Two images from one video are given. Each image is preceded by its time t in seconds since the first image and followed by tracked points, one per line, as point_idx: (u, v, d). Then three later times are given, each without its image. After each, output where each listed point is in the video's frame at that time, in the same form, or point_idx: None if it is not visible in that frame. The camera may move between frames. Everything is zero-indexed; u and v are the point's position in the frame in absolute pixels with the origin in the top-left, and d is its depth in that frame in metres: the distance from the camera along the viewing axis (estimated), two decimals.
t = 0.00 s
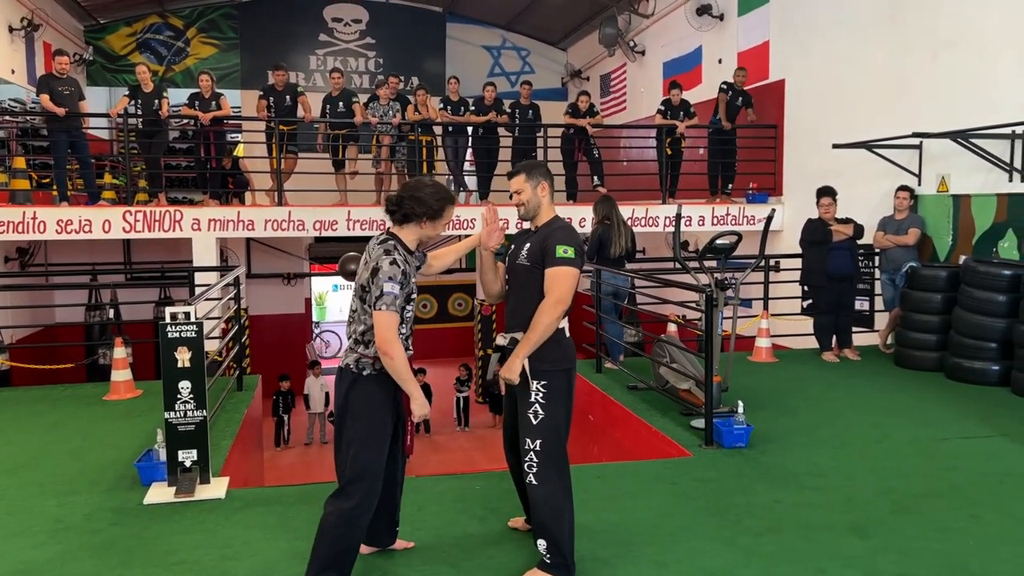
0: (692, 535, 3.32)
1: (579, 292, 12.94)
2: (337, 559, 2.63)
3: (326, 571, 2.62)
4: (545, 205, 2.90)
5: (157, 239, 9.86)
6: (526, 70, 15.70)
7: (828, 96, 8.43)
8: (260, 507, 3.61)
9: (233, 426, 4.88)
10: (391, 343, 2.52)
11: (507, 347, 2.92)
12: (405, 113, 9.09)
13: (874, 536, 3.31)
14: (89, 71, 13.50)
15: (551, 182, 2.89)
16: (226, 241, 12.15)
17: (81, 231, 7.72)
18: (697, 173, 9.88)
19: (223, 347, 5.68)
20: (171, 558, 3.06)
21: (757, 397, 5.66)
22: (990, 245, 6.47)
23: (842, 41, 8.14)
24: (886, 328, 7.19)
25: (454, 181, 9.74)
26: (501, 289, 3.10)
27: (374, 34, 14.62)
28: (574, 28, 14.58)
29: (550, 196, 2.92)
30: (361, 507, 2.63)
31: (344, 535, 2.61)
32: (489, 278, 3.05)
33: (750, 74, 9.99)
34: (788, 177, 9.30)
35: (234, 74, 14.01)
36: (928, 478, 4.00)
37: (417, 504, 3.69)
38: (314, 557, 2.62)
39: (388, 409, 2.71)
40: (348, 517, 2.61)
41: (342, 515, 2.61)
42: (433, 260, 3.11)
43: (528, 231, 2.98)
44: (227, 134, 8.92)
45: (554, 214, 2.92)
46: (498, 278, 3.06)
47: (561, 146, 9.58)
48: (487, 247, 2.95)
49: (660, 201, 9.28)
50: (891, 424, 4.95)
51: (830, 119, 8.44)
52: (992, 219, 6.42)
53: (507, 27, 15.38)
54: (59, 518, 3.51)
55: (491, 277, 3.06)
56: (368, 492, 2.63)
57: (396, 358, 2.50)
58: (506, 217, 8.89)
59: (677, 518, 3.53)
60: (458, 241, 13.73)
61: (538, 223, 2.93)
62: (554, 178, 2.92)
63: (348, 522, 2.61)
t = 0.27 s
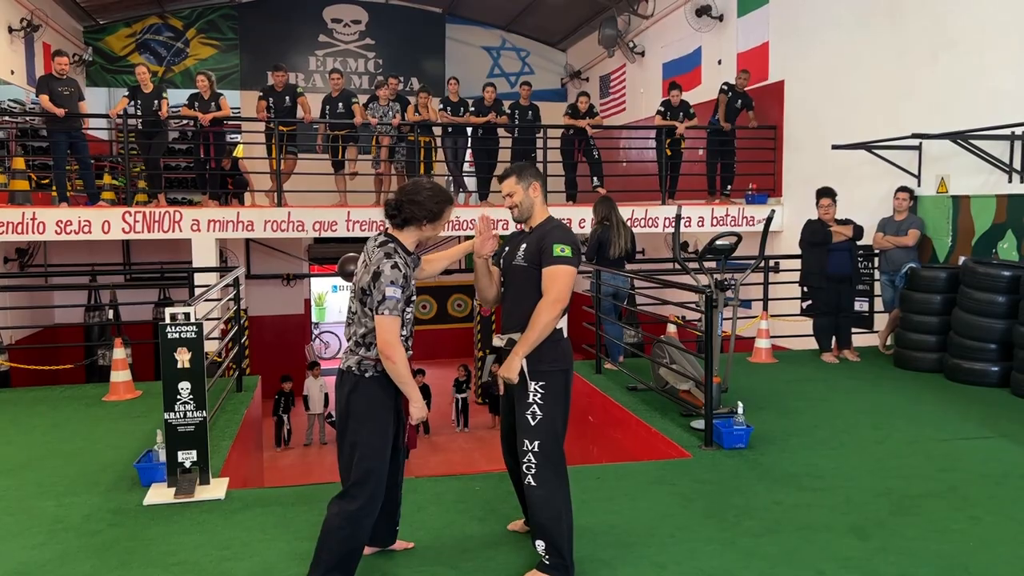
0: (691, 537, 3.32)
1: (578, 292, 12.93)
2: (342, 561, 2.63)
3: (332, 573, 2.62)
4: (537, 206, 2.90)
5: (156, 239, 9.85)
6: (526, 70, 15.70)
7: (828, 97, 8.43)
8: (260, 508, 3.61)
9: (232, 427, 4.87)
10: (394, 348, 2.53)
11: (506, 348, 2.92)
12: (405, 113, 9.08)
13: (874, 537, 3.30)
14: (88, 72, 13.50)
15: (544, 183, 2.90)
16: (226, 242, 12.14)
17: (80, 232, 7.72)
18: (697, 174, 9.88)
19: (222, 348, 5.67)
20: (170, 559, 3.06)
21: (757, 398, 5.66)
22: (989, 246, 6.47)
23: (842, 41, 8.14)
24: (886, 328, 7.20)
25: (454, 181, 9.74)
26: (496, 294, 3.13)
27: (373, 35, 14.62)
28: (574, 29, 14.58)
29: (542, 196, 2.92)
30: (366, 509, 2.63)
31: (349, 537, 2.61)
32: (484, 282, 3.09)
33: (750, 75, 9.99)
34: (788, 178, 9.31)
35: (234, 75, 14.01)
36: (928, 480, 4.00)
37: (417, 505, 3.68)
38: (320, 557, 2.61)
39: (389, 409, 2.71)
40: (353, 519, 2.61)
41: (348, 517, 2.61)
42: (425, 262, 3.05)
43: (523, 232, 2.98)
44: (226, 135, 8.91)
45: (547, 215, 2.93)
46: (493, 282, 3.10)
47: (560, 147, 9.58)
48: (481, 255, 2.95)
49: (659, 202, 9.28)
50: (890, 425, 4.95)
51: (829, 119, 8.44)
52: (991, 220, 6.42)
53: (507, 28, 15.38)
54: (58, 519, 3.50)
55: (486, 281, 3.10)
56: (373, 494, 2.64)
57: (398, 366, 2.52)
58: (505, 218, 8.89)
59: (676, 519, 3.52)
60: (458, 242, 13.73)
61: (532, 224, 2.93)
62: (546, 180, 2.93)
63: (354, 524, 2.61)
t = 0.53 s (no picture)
0: (691, 537, 3.32)
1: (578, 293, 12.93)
2: (340, 560, 2.63)
3: (331, 573, 2.62)
4: (531, 207, 2.92)
5: (156, 240, 9.85)
6: (526, 72, 15.72)
7: (827, 98, 8.44)
8: (260, 509, 3.61)
9: (232, 428, 4.87)
10: (386, 345, 2.52)
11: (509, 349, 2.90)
12: (405, 114, 9.09)
13: (874, 538, 3.30)
14: (88, 73, 13.50)
15: (535, 184, 2.92)
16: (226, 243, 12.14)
17: (81, 233, 7.72)
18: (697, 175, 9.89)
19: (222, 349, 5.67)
20: (170, 560, 3.06)
21: (757, 399, 5.66)
22: (989, 247, 6.47)
23: (842, 42, 8.15)
24: (886, 330, 7.19)
25: (454, 183, 9.74)
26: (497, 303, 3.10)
27: (373, 36, 14.63)
28: (573, 31, 14.60)
29: (534, 197, 2.94)
30: (362, 508, 2.62)
31: (347, 536, 2.61)
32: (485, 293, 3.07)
33: (750, 77, 10.00)
34: (787, 179, 9.32)
35: (234, 76, 14.01)
36: (927, 480, 4.00)
37: (416, 506, 3.68)
38: (320, 556, 2.61)
39: (386, 408, 2.71)
40: (350, 518, 2.61)
41: (345, 516, 2.61)
42: (421, 275, 3.01)
43: (519, 235, 2.98)
44: (226, 136, 8.91)
45: (541, 215, 2.94)
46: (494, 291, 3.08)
47: (560, 148, 9.59)
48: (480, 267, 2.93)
49: (659, 203, 9.28)
50: (889, 426, 4.95)
51: (829, 121, 8.44)
52: (991, 221, 6.42)
53: (506, 29, 15.39)
54: (58, 520, 3.50)
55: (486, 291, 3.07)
56: (370, 493, 2.63)
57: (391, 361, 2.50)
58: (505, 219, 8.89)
59: (676, 520, 3.52)
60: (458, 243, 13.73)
61: (527, 225, 2.94)
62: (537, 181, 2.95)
63: (351, 523, 2.61)
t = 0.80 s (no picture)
0: (691, 538, 3.32)
1: (578, 294, 12.94)
2: (342, 558, 2.63)
3: (333, 572, 2.63)
4: (529, 209, 2.92)
5: (157, 241, 9.86)
6: (526, 73, 15.73)
7: (828, 99, 8.44)
8: (260, 510, 3.61)
9: (232, 429, 4.87)
10: (379, 343, 2.53)
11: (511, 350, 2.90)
12: (405, 115, 9.09)
13: (874, 539, 3.30)
14: (89, 74, 13.52)
15: (532, 187, 2.93)
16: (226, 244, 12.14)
17: (81, 234, 7.72)
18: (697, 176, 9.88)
19: (222, 350, 5.68)
20: (170, 561, 3.06)
21: (757, 400, 5.66)
22: (989, 248, 6.48)
23: (842, 43, 8.15)
24: (886, 331, 7.19)
25: (454, 184, 9.74)
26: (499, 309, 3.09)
27: (373, 37, 14.64)
28: (573, 32, 14.61)
29: (532, 200, 2.94)
30: (363, 505, 2.63)
31: (348, 534, 2.61)
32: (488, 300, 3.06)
33: (750, 78, 10.00)
34: (787, 180, 9.32)
35: (234, 77, 14.02)
36: (928, 482, 4.00)
37: (416, 507, 3.68)
38: (323, 555, 2.62)
39: (386, 406, 2.71)
40: (350, 516, 2.61)
41: (346, 514, 2.61)
42: (419, 282, 3.02)
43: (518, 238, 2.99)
44: (227, 137, 8.91)
45: (539, 217, 2.94)
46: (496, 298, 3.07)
47: (561, 150, 9.59)
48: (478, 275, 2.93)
49: (660, 204, 9.28)
50: (890, 428, 4.95)
51: (830, 122, 8.44)
52: (991, 222, 6.42)
53: (507, 30, 15.39)
54: (59, 520, 3.50)
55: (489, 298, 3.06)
56: (371, 491, 2.64)
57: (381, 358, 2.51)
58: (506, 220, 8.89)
59: (676, 520, 3.53)
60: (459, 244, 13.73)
61: (526, 228, 2.95)
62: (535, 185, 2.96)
63: (352, 520, 2.62)
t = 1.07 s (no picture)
0: (692, 539, 3.32)
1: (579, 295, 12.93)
2: (345, 557, 2.62)
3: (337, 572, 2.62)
4: (533, 213, 2.93)
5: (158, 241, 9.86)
6: (527, 74, 15.74)
7: (829, 99, 8.44)
8: (261, 510, 3.61)
9: (233, 429, 4.87)
10: (389, 336, 2.53)
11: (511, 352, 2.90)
12: (406, 116, 9.09)
13: (875, 540, 3.30)
14: (90, 75, 13.53)
15: (536, 191, 2.94)
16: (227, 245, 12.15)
17: (82, 235, 7.72)
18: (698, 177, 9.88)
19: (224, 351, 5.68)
20: (172, 561, 3.06)
21: (758, 402, 5.66)
22: (990, 250, 6.48)
23: (843, 44, 8.16)
24: (887, 332, 7.18)
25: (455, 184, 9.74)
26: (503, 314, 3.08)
27: (374, 38, 14.65)
28: (574, 33, 14.63)
29: (536, 204, 2.95)
30: (366, 502, 2.63)
31: (351, 531, 2.61)
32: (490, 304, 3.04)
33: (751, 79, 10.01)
34: (788, 181, 9.32)
35: (235, 78, 14.03)
36: (928, 483, 4.00)
37: (417, 507, 3.68)
38: (328, 555, 2.61)
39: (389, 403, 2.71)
40: (354, 514, 2.61)
41: (349, 511, 2.61)
42: (422, 284, 3.02)
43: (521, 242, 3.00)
44: (228, 138, 8.92)
45: (542, 220, 2.94)
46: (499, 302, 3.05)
47: (561, 150, 9.59)
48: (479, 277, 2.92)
49: (661, 205, 9.28)
50: (890, 429, 4.95)
51: (831, 123, 8.44)
52: (992, 224, 6.43)
53: (508, 31, 15.40)
54: (60, 521, 3.50)
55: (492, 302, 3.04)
56: (373, 487, 2.64)
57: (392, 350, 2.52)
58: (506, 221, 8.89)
59: (677, 521, 3.53)
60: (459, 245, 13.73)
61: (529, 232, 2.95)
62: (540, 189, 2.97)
63: (355, 518, 2.61)
